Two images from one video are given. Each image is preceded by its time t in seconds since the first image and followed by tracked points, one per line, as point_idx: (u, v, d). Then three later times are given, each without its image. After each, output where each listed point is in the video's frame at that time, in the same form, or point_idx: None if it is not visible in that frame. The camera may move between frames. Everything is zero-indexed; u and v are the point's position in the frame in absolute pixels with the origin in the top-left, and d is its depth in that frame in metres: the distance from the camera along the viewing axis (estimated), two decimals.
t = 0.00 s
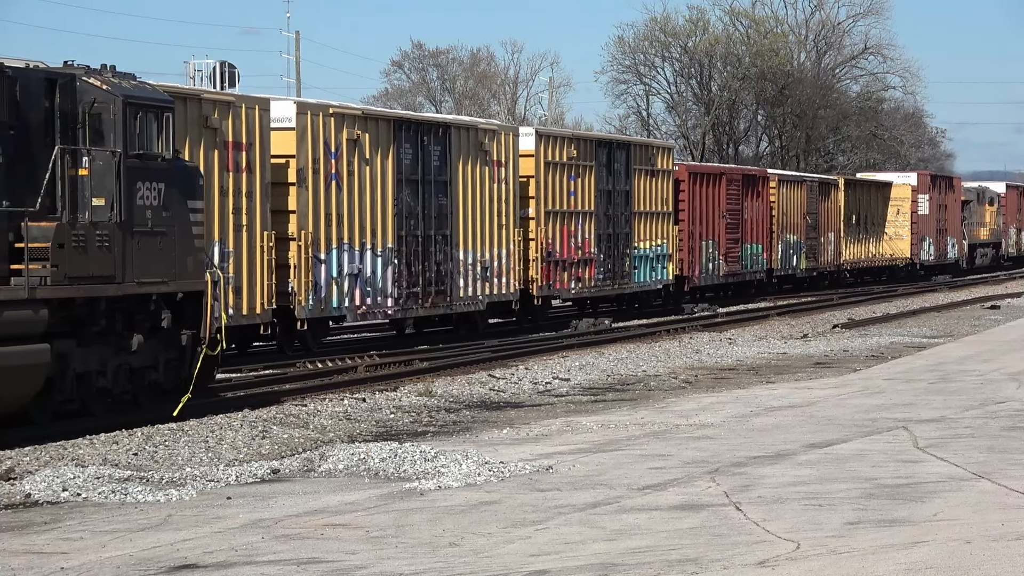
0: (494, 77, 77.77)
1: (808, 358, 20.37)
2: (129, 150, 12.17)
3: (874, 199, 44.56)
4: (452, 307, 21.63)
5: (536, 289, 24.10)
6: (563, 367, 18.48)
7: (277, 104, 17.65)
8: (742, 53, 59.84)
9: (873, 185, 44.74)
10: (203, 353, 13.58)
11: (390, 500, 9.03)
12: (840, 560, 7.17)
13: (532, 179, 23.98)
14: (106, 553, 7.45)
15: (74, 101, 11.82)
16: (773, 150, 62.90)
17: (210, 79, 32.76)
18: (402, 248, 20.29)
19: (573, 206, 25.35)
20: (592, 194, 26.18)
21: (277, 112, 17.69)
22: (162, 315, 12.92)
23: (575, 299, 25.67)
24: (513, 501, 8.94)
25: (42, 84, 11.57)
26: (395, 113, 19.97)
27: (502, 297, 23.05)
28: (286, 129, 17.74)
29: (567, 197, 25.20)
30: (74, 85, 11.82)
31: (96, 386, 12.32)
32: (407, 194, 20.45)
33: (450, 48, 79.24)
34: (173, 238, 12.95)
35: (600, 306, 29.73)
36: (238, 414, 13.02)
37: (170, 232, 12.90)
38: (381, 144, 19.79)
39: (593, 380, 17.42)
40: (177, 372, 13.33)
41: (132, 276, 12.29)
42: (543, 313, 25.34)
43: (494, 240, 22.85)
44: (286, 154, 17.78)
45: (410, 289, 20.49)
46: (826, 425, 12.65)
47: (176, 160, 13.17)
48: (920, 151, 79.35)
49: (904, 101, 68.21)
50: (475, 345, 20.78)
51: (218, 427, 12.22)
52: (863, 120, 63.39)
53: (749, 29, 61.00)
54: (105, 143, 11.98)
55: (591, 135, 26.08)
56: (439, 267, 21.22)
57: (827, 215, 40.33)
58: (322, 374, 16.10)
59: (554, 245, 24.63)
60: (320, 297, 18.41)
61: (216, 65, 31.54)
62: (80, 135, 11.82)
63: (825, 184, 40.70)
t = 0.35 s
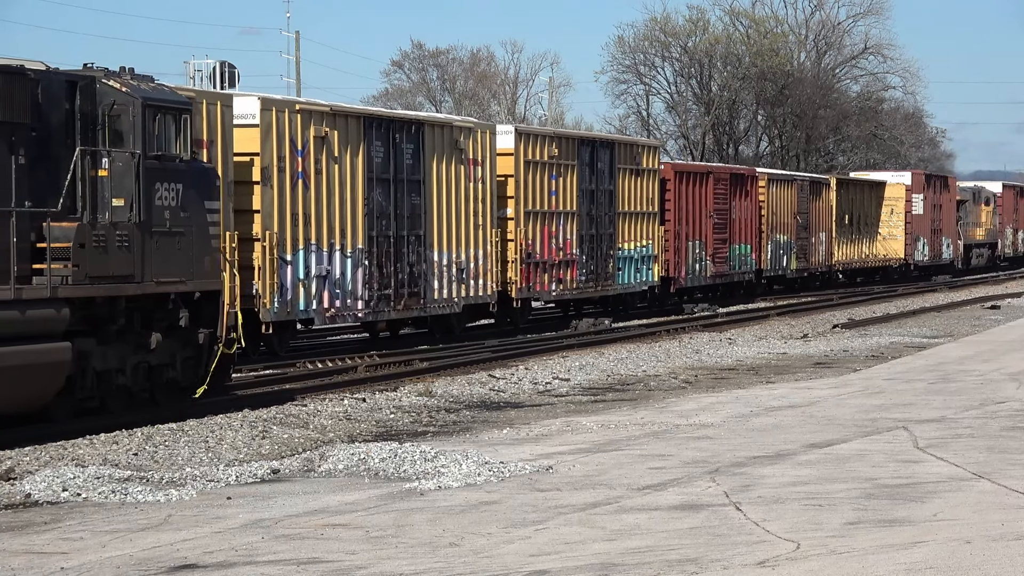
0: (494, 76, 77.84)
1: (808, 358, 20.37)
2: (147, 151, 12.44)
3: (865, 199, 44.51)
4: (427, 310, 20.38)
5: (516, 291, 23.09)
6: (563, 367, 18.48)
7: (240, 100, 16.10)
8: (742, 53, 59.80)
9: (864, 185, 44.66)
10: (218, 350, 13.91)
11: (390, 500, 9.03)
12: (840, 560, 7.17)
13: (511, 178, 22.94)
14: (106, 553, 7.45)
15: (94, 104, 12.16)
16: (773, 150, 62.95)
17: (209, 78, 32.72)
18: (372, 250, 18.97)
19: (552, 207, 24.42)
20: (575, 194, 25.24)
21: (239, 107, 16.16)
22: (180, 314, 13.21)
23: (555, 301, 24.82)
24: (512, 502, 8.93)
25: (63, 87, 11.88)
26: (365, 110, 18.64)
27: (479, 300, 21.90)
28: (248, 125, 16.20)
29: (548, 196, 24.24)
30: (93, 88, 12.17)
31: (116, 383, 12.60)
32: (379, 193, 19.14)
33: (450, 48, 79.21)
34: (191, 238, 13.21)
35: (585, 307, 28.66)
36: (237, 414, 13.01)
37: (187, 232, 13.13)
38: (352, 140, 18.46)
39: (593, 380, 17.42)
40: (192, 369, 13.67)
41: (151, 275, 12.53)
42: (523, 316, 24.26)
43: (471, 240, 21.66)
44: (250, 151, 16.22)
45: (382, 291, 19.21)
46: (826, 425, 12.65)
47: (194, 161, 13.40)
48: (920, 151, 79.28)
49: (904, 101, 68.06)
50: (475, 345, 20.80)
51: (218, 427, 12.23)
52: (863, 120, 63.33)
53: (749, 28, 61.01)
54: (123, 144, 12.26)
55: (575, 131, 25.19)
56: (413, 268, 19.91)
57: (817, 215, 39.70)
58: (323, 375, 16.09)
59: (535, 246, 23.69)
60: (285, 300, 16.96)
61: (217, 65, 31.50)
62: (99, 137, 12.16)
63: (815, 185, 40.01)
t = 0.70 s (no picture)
0: (495, 77, 77.86)
1: (808, 358, 20.37)
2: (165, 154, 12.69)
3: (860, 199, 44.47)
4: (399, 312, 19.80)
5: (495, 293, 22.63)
6: (563, 367, 18.49)
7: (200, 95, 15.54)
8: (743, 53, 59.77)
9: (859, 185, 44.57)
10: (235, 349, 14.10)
11: (391, 499, 9.03)
12: (840, 560, 7.18)
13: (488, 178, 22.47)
14: (106, 553, 7.45)
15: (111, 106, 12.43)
16: (773, 150, 62.98)
17: (209, 78, 32.68)
18: (341, 250, 18.40)
19: (533, 206, 23.98)
20: (556, 193, 24.80)
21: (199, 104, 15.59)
22: (198, 313, 13.42)
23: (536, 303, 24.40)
24: (513, 501, 8.93)
25: (84, 88, 12.18)
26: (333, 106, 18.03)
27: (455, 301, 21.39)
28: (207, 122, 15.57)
29: (528, 195, 23.80)
30: (113, 89, 12.46)
31: (135, 381, 12.80)
32: (348, 192, 18.57)
33: (450, 48, 79.16)
34: (208, 238, 13.45)
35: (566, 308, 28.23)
36: (237, 414, 13.01)
37: (205, 232, 13.39)
38: (319, 138, 17.87)
39: (593, 380, 17.42)
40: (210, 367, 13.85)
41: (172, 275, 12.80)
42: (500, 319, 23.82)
43: (445, 240, 21.13)
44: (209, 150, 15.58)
45: (350, 293, 18.62)
46: (826, 425, 12.66)
47: (211, 163, 13.69)
48: (920, 151, 79.26)
49: (903, 101, 68.02)
50: (475, 345, 20.81)
51: (218, 427, 12.23)
52: (863, 120, 63.28)
53: (749, 28, 61.00)
54: (143, 147, 12.57)
55: (555, 129, 24.66)
56: (384, 269, 19.32)
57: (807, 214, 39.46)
58: (323, 375, 16.08)
59: (513, 246, 23.24)
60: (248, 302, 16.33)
61: (216, 65, 31.47)
62: (118, 138, 12.46)
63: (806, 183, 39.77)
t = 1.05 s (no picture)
0: (495, 77, 77.87)
1: (808, 358, 20.37)
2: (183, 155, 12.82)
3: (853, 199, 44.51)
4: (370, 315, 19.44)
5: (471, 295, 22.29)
6: (563, 367, 18.48)
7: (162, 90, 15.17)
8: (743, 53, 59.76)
9: (851, 186, 44.50)
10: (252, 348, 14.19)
11: (391, 499, 9.03)
12: (839, 560, 7.18)
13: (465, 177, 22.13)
14: (106, 553, 7.45)
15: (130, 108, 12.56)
16: (773, 150, 63.03)
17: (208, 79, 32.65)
18: (307, 252, 18.00)
19: (511, 206, 23.66)
20: (536, 193, 24.46)
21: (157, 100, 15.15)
22: (214, 312, 13.52)
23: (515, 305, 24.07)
24: (513, 501, 8.93)
25: (104, 91, 12.32)
26: (300, 103, 17.72)
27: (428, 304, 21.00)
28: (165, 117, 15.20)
29: (506, 195, 23.45)
30: (132, 92, 12.59)
31: (153, 379, 12.95)
32: (314, 191, 18.21)
33: (451, 48, 79.14)
34: (225, 238, 13.56)
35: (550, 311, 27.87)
36: (237, 413, 13.03)
37: (222, 232, 13.51)
38: (284, 135, 17.49)
39: (593, 380, 17.42)
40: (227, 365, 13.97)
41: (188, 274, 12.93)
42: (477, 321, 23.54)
43: (419, 239, 20.80)
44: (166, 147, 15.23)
45: (319, 296, 18.22)
46: (826, 425, 12.66)
47: (228, 164, 13.78)
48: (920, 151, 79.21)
49: (903, 101, 67.95)
50: (475, 345, 20.81)
51: (218, 427, 12.23)
52: (863, 120, 63.24)
53: (749, 28, 61.00)
54: (161, 148, 12.74)
55: (534, 127, 24.29)
56: (354, 271, 18.98)
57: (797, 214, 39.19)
58: (321, 374, 16.07)
59: (490, 247, 22.89)
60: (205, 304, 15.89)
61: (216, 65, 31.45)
62: (137, 139, 12.60)
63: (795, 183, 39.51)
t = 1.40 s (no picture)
0: (495, 77, 77.86)
1: (808, 358, 20.37)
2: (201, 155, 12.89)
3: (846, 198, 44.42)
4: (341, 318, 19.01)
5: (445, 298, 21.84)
6: (563, 367, 18.48)
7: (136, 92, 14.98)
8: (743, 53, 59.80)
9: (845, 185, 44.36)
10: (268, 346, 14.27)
11: (391, 500, 9.03)
12: (839, 560, 7.18)
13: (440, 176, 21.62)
14: (106, 553, 7.45)
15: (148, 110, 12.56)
16: (773, 150, 63.07)
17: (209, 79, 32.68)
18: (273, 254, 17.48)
19: (488, 205, 23.13)
20: (514, 192, 23.92)
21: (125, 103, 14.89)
22: (231, 311, 13.62)
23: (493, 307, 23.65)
24: (513, 501, 8.93)
25: (123, 93, 12.35)
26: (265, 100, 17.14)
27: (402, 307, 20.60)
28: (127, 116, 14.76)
29: (482, 194, 22.93)
30: (150, 94, 12.58)
31: (171, 377, 13.09)
32: (279, 191, 17.65)
33: (451, 48, 79.18)
34: (242, 238, 13.56)
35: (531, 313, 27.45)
36: (239, 413, 13.04)
37: (239, 233, 13.50)
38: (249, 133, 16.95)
39: (593, 380, 17.42)
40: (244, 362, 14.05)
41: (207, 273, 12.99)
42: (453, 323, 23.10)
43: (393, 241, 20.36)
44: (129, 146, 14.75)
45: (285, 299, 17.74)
46: (826, 425, 12.65)
47: (246, 165, 13.77)
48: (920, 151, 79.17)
49: (904, 101, 67.89)
50: (474, 344, 20.79)
51: (218, 427, 12.23)
52: (863, 120, 63.21)
53: (749, 28, 61.00)
54: (178, 149, 12.75)
55: (512, 124, 23.70)
56: (322, 273, 18.51)
57: (787, 213, 39.13)
58: (321, 373, 16.06)
59: (466, 246, 22.40)
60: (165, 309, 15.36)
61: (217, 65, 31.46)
62: (155, 140, 12.61)
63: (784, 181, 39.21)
